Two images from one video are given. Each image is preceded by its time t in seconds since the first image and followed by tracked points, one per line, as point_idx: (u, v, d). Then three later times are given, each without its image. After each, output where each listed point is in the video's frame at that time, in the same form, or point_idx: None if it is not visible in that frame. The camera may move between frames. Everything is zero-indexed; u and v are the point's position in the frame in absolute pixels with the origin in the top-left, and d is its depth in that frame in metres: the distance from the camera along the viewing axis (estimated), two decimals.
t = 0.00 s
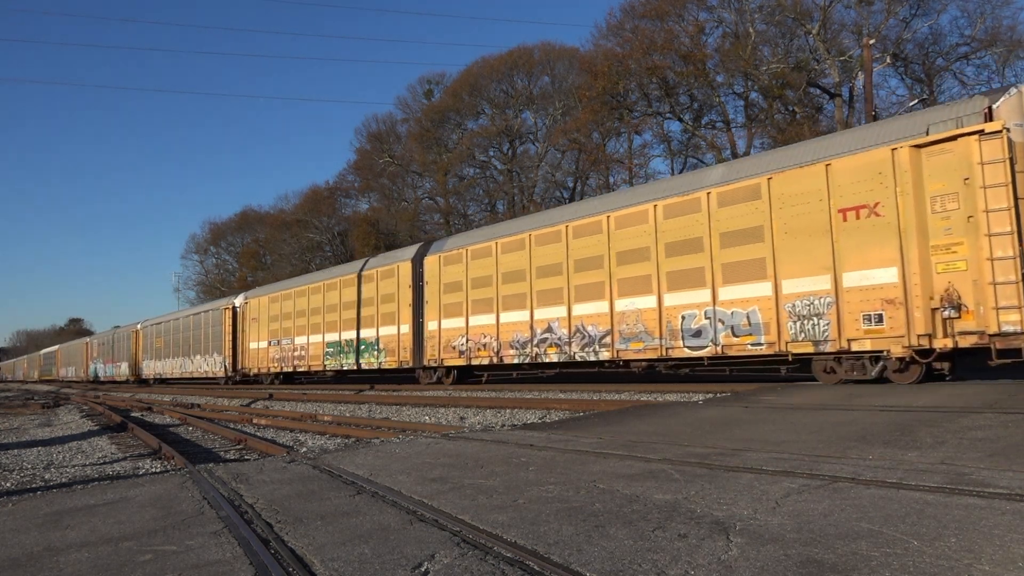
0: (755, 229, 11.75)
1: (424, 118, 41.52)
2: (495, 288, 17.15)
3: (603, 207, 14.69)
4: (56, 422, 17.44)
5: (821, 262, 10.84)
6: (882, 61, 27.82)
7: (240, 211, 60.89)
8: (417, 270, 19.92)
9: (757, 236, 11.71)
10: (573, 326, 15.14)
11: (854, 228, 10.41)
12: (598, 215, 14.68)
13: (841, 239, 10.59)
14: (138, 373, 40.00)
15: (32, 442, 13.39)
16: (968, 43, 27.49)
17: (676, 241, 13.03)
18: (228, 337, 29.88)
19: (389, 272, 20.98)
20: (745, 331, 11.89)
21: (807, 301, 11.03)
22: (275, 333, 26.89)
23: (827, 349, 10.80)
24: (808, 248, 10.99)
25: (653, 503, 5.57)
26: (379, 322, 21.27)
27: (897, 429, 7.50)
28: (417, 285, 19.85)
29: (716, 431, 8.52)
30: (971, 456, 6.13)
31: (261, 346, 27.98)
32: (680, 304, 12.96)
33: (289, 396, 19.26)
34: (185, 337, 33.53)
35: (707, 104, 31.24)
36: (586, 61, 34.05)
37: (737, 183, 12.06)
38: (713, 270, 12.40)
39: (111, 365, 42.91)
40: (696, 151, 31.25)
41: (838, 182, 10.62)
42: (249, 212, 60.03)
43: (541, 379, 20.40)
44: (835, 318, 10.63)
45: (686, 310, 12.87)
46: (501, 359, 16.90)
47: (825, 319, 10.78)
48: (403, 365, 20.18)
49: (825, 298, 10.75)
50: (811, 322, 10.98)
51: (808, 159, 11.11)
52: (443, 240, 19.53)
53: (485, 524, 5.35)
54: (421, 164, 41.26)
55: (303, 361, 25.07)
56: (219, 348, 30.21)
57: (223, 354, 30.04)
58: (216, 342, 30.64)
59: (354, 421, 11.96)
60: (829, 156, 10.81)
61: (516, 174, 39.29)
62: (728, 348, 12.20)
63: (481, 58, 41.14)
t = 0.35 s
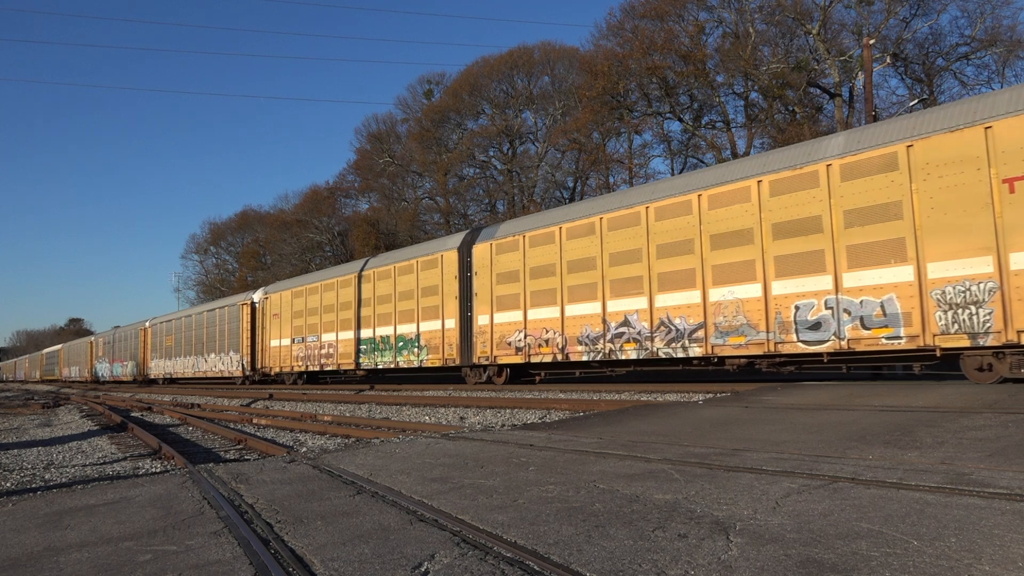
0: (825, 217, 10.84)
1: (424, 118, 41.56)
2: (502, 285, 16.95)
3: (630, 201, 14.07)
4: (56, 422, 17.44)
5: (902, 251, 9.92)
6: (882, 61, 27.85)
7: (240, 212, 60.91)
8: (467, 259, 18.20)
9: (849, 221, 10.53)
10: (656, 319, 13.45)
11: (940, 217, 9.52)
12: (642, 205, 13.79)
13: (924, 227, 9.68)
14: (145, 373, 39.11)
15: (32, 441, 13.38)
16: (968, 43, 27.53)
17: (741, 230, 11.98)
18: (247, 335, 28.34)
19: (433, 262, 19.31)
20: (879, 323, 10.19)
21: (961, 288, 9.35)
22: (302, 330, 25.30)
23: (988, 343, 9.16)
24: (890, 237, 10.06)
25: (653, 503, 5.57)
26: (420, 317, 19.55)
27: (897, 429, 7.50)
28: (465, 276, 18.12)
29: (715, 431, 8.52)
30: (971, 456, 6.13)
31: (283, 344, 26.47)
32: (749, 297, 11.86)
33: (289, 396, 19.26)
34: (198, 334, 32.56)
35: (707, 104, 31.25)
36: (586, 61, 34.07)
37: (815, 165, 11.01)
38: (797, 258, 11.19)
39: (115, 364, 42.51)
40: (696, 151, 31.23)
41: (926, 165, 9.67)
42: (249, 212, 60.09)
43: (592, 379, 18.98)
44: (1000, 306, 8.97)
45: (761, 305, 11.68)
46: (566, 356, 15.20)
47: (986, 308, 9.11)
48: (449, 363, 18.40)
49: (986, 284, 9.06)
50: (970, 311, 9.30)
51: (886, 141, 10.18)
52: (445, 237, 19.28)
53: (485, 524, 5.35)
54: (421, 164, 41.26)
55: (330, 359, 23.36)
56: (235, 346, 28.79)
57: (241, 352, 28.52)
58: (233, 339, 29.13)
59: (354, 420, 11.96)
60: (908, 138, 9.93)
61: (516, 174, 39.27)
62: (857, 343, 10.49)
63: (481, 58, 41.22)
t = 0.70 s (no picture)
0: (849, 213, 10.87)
1: (424, 118, 41.56)
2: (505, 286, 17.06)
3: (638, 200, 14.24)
4: (56, 422, 17.44)
5: (928, 248, 9.96)
6: (882, 61, 27.85)
7: (240, 212, 60.90)
8: (525, 247, 16.67)
9: (878, 216, 10.50)
10: (762, 310, 12.01)
11: (970, 214, 9.55)
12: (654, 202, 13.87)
13: (1008, 216, 9.19)
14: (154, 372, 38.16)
15: (32, 441, 13.38)
16: (968, 43, 27.54)
17: (763, 226, 11.98)
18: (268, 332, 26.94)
19: (483, 251, 17.78)
20: None
21: None
22: (331, 326, 23.81)
23: None
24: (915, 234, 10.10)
25: (653, 502, 5.57)
26: (469, 311, 18.02)
27: (897, 429, 7.50)
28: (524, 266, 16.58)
29: (715, 431, 8.52)
30: (971, 457, 6.13)
31: (309, 341, 25.08)
32: (773, 294, 11.84)
33: (289, 396, 19.26)
34: (212, 332, 31.58)
35: (707, 104, 31.25)
36: (586, 61, 34.07)
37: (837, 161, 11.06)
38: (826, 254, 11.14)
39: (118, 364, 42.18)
40: (696, 151, 31.22)
41: (953, 162, 9.74)
42: (249, 212, 60.12)
43: (657, 378, 17.54)
44: None
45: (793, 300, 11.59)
46: (649, 352, 13.78)
47: None
48: (504, 361, 16.90)
49: None
50: None
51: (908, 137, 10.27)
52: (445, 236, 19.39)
53: (484, 524, 5.35)
54: (421, 164, 41.26)
55: (366, 358, 21.91)
56: (256, 344, 27.49)
57: (262, 350, 27.11)
58: (253, 336, 27.79)
59: (354, 420, 11.95)
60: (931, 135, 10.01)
61: (516, 174, 39.27)
62: None
63: (481, 58, 41.24)
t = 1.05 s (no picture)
0: (851, 213, 10.72)
1: (424, 118, 41.55)
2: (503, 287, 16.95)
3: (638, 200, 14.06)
4: (56, 422, 17.43)
5: (1004, 239, 9.10)
6: (882, 61, 27.84)
7: (240, 212, 60.89)
8: (595, 234, 14.82)
9: None
10: (898, 298, 10.19)
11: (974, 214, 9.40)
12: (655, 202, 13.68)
13: None
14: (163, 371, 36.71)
15: (32, 441, 13.38)
16: (968, 43, 27.52)
17: (766, 226, 11.81)
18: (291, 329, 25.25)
19: (542, 238, 16.01)
20: None
21: None
22: (364, 321, 22.00)
23: None
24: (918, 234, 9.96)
25: (653, 502, 5.57)
26: (527, 304, 16.33)
27: (897, 429, 7.50)
28: (593, 251, 14.78)
29: (715, 431, 8.52)
30: (970, 456, 6.13)
31: (337, 338, 23.32)
32: (778, 294, 11.61)
33: (289, 395, 19.27)
34: (227, 329, 30.20)
35: (707, 104, 31.25)
36: (586, 61, 34.06)
37: (840, 161, 10.89)
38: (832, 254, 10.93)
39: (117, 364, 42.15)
40: (696, 151, 31.23)
41: (958, 162, 9.56)
42: (249, 212, 60.12)
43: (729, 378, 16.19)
44: None
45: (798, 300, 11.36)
46: (751, 348, 11.97)
47: None
48: (570, 359, 15.22)
49: None
50: None
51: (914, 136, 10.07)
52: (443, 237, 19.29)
53: (485, 524, 5.35)
54: (421, 164, 41.25)
55: (404, 356, 20.18)
56: (278, 341, 25.88)
57: (284, 348, 25.45)
58: (275, 333, 26.14)
59: (354, 420, 11.95)
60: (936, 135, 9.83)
61: (516, 174, 39.28)
62: None
63: (481, 58, 41.23)
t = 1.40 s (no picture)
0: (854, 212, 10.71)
1: (424, 118, 41.55)
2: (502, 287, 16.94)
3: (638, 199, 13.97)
4: (56, 422, 17.43)
5: None
6: (882, 61, 27.85)
7: (240, 212, 60.91)
8: (683, 216, 13.07)
9: None
10: None
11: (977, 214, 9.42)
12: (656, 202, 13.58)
13: None
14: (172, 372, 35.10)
15: (32, 441, 13.38)
16: (968, 43, 27.53)
17: (806, 218, 11.28)
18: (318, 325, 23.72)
19: (615, 222, 14.33)
20: None
21: None
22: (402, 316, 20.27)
23: None
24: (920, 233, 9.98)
25: (653, 502, 5.57)
26: (598, 295, 14.69)
27: (897, 429, 7.50)
28: (680, 234, 13.05)
29: (716, 431, 8.51)
30: (971, 456, 6.13)
31: (372, 334, 21.61)
32: (921, 280, 9.95)
33: (289, 396, 19.27)
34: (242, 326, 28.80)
35: (707, 104, 31.25)
36: (586, 61, 34.04)
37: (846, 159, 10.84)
38: (835, 253, 10.92)
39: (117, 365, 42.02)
40: (696, 151, 31.23)
41: (966, 160, 9.54)
42: (249, 212, 60.14)
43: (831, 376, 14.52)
44: None
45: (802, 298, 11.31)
46: (884, 342, 10.35)
47: None
48: (653, 356, 13.54)
49: None
50: None
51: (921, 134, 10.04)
52: (443, 237, 19.25)
53: (485, 525, 5.35)
54: (421, 164, 41.23)
55: (450, 354, 18.46)
56: (301, 338, 24.44)
57: (311, 345, 23.93)
58: (299, 329, 24.66)
59: (354, 420, 11.95)
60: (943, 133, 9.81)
61: (516, 174, 39.26)
62: None
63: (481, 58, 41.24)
